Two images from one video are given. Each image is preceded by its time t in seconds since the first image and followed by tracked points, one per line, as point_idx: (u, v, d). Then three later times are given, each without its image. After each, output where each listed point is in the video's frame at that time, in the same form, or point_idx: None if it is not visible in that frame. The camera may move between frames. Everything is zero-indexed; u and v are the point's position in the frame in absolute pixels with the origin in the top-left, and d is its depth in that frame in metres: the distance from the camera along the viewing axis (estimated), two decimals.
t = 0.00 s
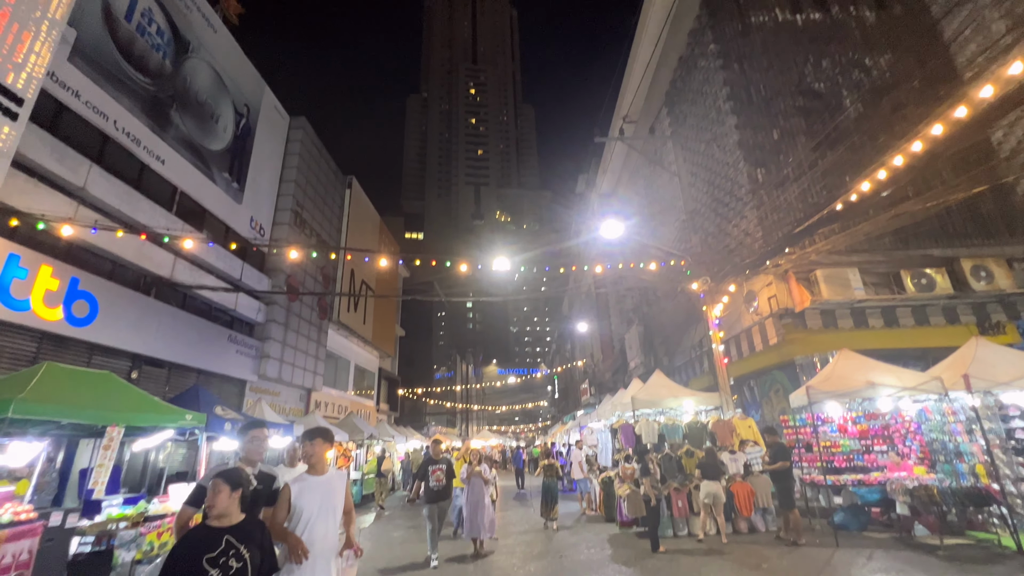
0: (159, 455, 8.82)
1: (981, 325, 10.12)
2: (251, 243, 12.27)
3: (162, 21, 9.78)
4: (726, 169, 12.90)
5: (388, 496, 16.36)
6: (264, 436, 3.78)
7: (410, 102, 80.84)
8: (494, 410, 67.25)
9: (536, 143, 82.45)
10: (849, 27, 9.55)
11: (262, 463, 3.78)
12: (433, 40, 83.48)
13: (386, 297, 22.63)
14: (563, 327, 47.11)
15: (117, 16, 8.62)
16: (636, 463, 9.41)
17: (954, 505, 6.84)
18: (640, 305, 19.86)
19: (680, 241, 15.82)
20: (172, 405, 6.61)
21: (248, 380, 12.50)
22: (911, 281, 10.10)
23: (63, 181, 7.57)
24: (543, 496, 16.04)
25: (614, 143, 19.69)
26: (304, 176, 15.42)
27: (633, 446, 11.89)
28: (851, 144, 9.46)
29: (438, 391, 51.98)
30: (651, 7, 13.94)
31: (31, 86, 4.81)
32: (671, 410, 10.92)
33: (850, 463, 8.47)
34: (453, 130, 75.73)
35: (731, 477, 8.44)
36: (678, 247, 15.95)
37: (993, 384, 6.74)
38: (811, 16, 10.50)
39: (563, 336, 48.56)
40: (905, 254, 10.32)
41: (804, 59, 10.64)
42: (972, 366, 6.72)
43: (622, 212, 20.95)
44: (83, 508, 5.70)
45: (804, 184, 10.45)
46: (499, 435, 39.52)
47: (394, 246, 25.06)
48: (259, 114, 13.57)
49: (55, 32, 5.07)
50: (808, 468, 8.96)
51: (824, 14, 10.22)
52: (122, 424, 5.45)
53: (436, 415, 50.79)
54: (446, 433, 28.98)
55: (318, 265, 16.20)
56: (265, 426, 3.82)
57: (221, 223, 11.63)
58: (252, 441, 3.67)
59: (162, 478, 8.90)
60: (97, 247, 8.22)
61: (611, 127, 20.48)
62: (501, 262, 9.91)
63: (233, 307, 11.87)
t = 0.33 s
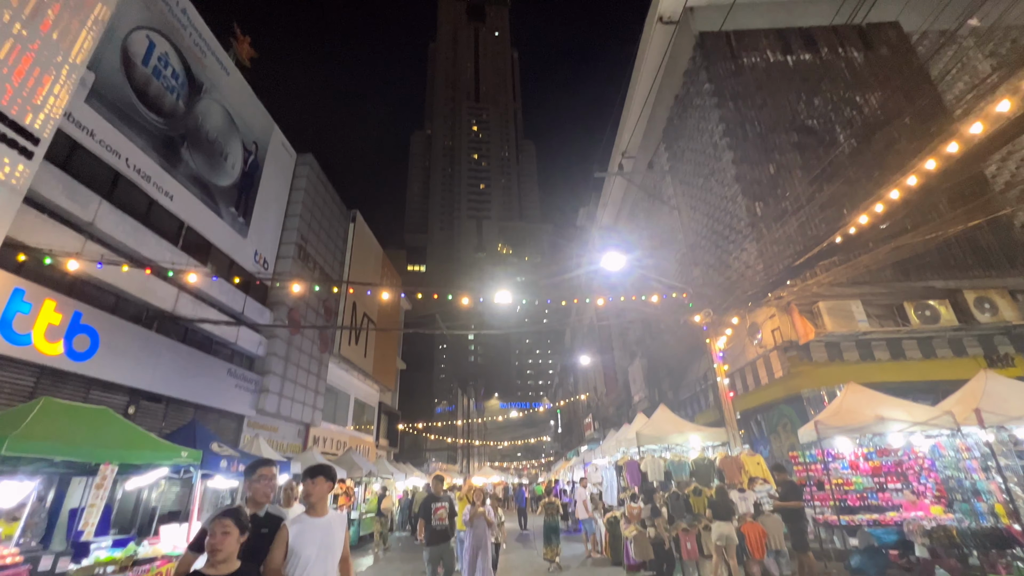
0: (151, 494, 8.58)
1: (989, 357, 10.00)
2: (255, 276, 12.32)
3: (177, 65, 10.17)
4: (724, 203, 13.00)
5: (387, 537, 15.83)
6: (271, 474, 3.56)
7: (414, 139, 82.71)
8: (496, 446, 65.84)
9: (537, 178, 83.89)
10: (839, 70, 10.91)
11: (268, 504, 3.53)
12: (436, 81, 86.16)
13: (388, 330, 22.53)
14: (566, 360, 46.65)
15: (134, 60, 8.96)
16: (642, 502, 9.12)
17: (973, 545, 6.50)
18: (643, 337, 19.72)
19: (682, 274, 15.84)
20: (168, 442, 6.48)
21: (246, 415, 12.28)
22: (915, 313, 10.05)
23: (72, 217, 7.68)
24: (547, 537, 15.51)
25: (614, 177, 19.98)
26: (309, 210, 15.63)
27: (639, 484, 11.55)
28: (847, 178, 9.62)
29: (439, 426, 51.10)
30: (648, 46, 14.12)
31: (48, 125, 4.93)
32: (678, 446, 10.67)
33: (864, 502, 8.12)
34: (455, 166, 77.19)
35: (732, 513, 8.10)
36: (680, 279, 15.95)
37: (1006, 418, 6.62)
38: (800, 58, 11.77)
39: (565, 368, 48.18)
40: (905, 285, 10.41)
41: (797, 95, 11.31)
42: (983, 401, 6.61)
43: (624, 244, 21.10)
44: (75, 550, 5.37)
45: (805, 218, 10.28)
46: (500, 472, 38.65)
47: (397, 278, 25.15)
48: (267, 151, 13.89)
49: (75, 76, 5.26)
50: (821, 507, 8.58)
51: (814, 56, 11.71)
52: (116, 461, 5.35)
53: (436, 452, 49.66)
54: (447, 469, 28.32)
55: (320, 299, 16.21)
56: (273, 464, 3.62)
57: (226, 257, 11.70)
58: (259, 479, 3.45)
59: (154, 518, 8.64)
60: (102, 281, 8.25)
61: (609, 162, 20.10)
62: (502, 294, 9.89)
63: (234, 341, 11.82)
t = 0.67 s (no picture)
0: (140, 533, 8.29)
1: (996, 389, 9.88)
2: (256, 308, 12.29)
3: (188, 103, 10.44)
4: (722, 235, 13.08)
5: None
6: (260, 515, 3.44)
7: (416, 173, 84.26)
8: (496, 482, 64.19)
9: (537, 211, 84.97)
10: (830, 107, 11.12)
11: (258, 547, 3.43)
12: (439, 117, 88.48)
13: (387, 362, 22.33)
14: (567, 393, 46.04)
15: (147, 99, 9.21)
16: (648, 543, 8.79)
17: None
18: (645, 369, 19.53)
19: (682, 306, 15.80)
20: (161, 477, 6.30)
21: (242, 450, 12.02)
22: (919, 346, 10.15)
23: (77, 249, 7.73)
24: None
25: (614, 210, 20.19)
26: (312, 242, 15.75)
27: (645, 523, 11.18)
28: (843, 211, 9.69)
29: (438, 462, 49.97)
30: (645, 83, 14.88)
31: (59, 161, 5.06)
32: (683, 482, 10.37)
33: (879, 542, 7.55)
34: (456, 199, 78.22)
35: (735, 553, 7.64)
36: (681, 311, 15.91)
37: (1019, 453, 6.47)
38: (791, 96, 12.09)
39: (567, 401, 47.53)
40: (907, 317, 10.28)
41: (790, 131, 11.52)
42: (994, 436, 6.51)
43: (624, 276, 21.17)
44: None
45: (803, 249, 10.35)
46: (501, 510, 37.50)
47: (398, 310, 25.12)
48: (272, 185, 14.11)
49: (89, 114, 5.38)
50: (834, 548, 8.18)
51: (805, 93, 11.97)
52: (105, 499, 5.15)
53: (435, 488, 48.38)
54: (447, 507, 27.54)
55: (320, 330, 16.16)
56: (262, 503, 3.49)
57: (227, 289, 11.71)
58: (248, 521, 3.33)
59: (141, 559, 8.32)
60: (103, 313, 8.23)
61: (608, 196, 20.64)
62: (503, 326, 9.84)
63: (233, 373, 11.70)
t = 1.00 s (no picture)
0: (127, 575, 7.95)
1: (1008, 423, 9.69)
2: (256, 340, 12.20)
3: (198, 138, 10.66)
4: (722, 267, 13.06)
5: None
6: (240, 554, 3.28)
7: (418, 206, 85.37)
8: (496, 520, 62.27)
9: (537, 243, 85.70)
10: (824, 141, 11.46)
11: None
12: (441, 152, 90.40)
13: (386, 395, 22.01)
14: (569, 427, 45.19)
15: (157, 135, 9.41)
16: None
17: None
18: (648, 402, 19.20)
19: (685, 338, 15.66)
20: (150, 517, 6.06)
21: (236, 487, 11.69)
22: (925, 378, 9.95)
23: (80, 281, 7.73)
24: None
25: (614, 243, 20.30)
26: (314, 274, 15.79)
27: (652, 565, 10.73)
28: (842, 244, 9.61)
29: (437, 499, 48.61)
30: (642, 120, 15.37)
31: (69, 194, 5.05)
32: (690, 521, 10.00)
33: None
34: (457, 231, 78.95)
35: None
36: (683, 343, 15.75)
37: None
38: (786, 131, 12.43)
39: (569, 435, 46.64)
40: (913, 349, 10.21)
41: (786, 165, 11.70)
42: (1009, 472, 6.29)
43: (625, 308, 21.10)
44: None
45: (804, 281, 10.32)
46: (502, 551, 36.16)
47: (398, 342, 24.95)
48: (276, 218, 14.26)
49: (101, 150, 5.43)
50: None
51: (798, 129, 12.30)
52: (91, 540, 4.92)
53: (434, 527, 46.88)
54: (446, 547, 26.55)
55: (319, 363, 15.99)
56: (243, 542, 3.34)
57: (228, 321, 11.65)
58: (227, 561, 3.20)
59: None
60: (102, 345, 8.17)
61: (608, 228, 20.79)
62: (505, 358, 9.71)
63: (229, 407, 11.52)
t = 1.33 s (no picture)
0: None
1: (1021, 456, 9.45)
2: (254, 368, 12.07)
3: (204, 168, 10.81)
4: (723, 295, 13.02)
5: None
6: None
7: (419, 235, 86.13)
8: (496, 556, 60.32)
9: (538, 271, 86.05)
10: (820, 172, 11.65)
11: None
12: (442, 182, 91.75)
13: (385, 425, 21.65)
14: (571, 458, 44.26)
15: (164, 165, 9.54)
16: None
17: None
18: (651, 433, 18.85)
19: (687, 367, 15.48)
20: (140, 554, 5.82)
21: (227, 521, 11.33)
22: (932, 409, 9.75)
23: (80, 309, 7.70)
24: None
25: (614, 271, 20.36)
26: (314, 301, 15.75)
27: None
28: (841, 272, 9.59)
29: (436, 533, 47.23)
30: (640, 151, 15.61)
31: (74, 224, 5.07)
32: (697, 558, 9.66)
33: None
34: (458, 259, 79.33)
35: None
36: (686, 373, 15.58)
37: None
38: (781, 162, 12.63)
39: (570, 466, 45.64)
40: (917, 378, 10.15)
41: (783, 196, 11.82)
42: None
43: (626, 336, 20.99)
44: None
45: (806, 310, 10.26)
46: None
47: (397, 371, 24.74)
48: (279, 246, 14.34)
49: (109, 179, 5.46)
50: None
51: (794, 160, 12.50)
52: None
53: (432, 563, 45.37)
54: None
55: (317, 392, 15.77)
56: None
57: (227, 349, 11.55)
58: None
59: None
60: (99, 374, 8.07)
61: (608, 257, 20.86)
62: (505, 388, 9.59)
63: (224, 437, 11.29)
